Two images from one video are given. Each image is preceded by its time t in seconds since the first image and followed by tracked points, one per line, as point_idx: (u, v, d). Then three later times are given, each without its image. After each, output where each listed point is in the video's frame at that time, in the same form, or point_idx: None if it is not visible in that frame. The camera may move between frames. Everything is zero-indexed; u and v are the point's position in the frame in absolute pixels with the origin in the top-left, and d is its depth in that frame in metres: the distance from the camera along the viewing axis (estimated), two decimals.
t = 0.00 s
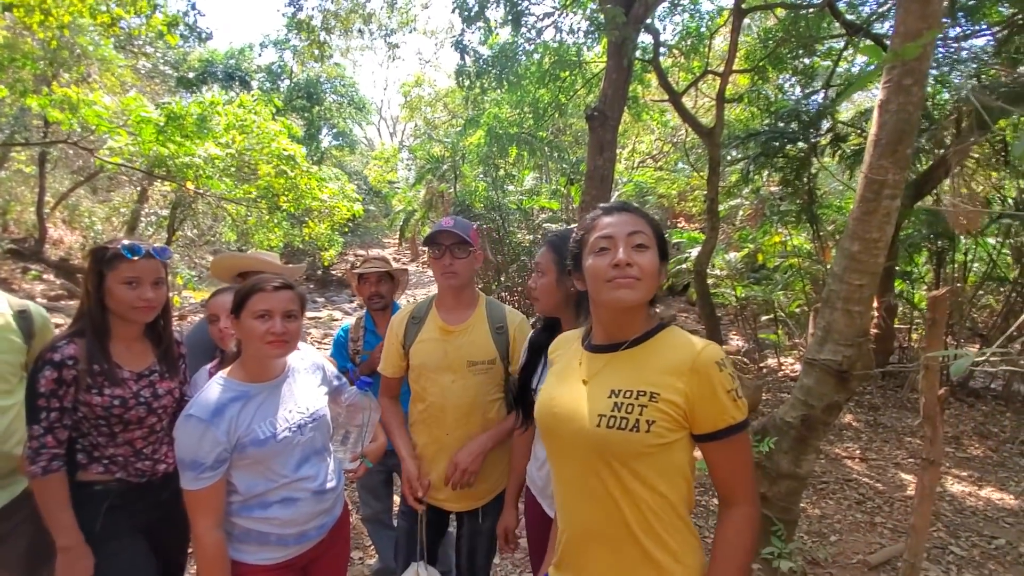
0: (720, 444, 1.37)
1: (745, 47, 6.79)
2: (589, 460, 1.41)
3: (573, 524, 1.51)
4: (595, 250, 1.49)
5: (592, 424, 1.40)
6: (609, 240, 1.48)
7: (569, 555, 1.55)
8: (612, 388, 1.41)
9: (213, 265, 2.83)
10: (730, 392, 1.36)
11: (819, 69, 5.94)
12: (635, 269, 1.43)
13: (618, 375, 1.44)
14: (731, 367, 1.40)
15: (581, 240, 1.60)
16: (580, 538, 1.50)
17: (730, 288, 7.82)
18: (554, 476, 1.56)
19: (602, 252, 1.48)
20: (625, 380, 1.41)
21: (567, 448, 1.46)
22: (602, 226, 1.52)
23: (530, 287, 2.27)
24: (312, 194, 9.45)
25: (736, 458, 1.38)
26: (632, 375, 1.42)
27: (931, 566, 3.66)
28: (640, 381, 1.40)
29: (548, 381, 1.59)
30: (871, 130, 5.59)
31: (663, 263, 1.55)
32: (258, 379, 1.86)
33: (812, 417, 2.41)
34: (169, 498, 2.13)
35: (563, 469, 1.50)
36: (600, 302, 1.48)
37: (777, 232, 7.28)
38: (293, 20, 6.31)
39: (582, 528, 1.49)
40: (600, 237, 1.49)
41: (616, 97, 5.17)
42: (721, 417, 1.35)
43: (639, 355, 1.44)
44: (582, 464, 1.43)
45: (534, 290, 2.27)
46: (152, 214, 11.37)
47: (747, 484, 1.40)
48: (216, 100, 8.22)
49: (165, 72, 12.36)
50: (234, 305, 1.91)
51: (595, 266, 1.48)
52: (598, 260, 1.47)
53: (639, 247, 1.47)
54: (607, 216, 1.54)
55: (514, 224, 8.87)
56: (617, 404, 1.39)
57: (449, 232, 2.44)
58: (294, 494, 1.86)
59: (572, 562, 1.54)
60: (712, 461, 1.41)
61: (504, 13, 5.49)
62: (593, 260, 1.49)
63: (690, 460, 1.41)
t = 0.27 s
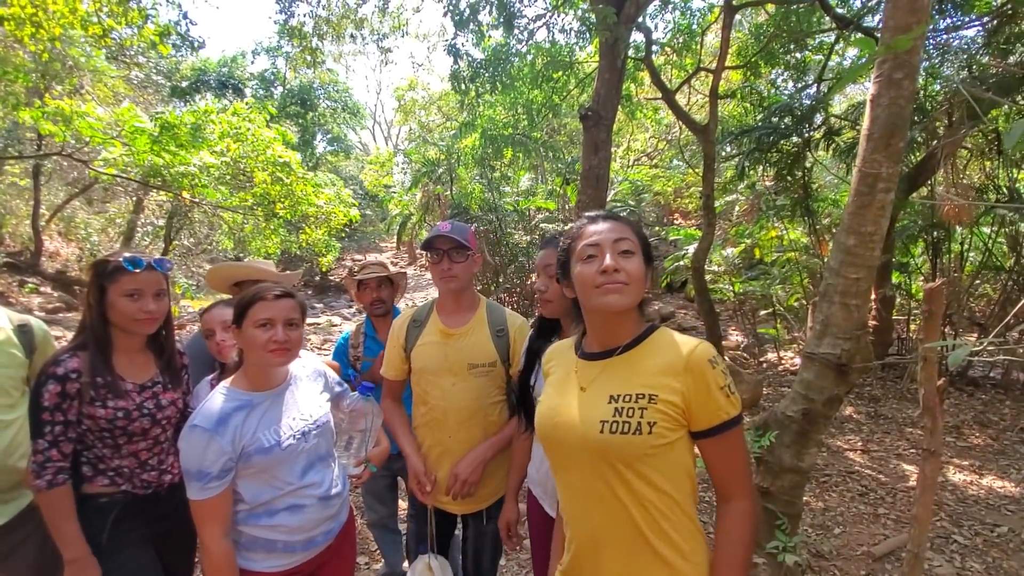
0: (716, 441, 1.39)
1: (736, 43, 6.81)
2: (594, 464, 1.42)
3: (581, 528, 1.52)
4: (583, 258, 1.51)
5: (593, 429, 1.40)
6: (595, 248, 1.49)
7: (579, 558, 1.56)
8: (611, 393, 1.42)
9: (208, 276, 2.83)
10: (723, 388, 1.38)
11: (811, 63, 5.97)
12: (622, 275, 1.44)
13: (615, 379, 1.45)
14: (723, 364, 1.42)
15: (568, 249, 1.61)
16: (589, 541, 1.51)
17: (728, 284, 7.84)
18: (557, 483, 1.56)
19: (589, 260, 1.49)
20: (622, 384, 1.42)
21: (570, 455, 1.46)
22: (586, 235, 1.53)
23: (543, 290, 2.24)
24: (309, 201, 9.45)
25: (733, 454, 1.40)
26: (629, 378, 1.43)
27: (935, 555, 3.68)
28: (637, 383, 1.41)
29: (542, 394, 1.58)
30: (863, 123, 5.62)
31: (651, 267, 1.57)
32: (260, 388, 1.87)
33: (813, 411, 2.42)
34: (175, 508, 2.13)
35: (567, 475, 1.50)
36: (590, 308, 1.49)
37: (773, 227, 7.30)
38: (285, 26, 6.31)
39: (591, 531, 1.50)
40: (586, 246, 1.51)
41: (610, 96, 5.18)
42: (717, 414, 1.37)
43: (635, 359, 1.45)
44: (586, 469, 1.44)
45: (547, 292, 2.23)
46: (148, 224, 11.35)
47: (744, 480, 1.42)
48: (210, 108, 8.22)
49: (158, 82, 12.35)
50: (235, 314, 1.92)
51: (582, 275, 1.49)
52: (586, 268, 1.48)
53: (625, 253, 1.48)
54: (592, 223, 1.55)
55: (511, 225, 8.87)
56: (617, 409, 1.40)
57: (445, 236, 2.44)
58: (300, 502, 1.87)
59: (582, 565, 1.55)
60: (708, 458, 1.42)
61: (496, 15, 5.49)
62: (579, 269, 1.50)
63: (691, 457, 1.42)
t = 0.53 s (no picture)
0: (715, 444, 1.39)
1: (734, 46, 6.84)
2: (589, 456, 1.43)
3: (573, 521, 1.52)
4: (596, 251, 1.51)
5: (593, 421, 1.41)
6: (609, 241, 1.49)
7: (568, 552, 1.56)
8: (613, 386, 1.43)
9: (206, 274, 2.82)
10: (728, 393, 1.37)
11: (809, 66, 5.99)
12: (635, 269, 1.45)
13: (618, 373, 1.46)
14: (729, 368, 1.41)
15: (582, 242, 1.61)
16: (579, 535, 1.52)
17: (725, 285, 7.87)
18: (553, 473, 1.57)
19: (602, 253, 1.49)
20: (625, 378, 1.43)
21: (568, 445, 1.47)
22: (601, 228, 1.54)
23: (559, 284, 2.16)
24: (306, 200, 9.43)
25: (731, 458, 1.39)
26: (632, 373, 1.43)
27: (930, 556, 3.69)
28: (639, 379, 1.41)
29: (548, 381, 1.60)
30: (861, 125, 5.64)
31: (663, 263, 1.57)
32: (258, 387, 1.87)
33: (811, 411, 2.43)
34: (174, 506, 2.13)
35: (562, 466, 1.51)
36: (601, 302, 1.50)
37: (770, 229, 7.33)
38: (283, 26, 6.29)
39: (582, 525, 1.51)
40: (600, 239, 1.51)
41: (609, 96, 5.19)
42: (719, 417, 1.37)
43: (639, 355, 1.46)
44: (582, 460, 1.45)
45: (564, 286, 2.17)
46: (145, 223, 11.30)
47: (740, 485, 1.42)
48: (207, 107, 8.19)
49: (155, 80, 12.31)
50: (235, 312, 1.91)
51: (595, 268, 1.49)
52: (599, 261, 1.49)
53: (639, 248, 1.48)
54: (607, 217, 1.56)
55: (508, 225, 8.86)
56: (617, 402, 1.40)
57: (452, 235, 2.45)
58: (298, 500, 1.86)
59: (572, 559, 1.55)
60: (706, 461, 1.42)
61: (495, 16, 5.50)
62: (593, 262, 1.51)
63: (687, 459, 1.43)
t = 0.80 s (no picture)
0: (714, 457, 1.38)
1: (734, 50, 6.85)
2: (584, 463, 1.43)
3: (565, 527, 1.53)
4: (597, 254, 1.51)
5: (589, 428, 1.42)
6: (611, 244, 1.49)
7: (560, 557, 1.56)
8: (611, 394, 1.43)
9: (203, 272, 2.81)
10: (729, 406, 1.36)
11: (808, 71, 6.00)
12: (636, 272, 1.44)
13: (618, 381, 1.45)
14: (732, 381, 1.40)
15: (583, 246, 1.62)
16: (571, 541, 1.52)
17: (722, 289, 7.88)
18: (549, 477, 1.58)
19: (602, 256, 1.49)
20: (624, 387, 1.43)
21: (564, 451, 1.47)
22: (602, 231, 1.53)
23: (546, 286, 2.13)
24: (304, 199, 9.42)
25: (729, 472, 1.38)
26: (631, 382, 1.43)
27: (924, 560, 3.70)
28: (638, 388, 1.41)
29: (548, 386, 1.61)
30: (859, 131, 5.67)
31: (665, 265, 1.56)
32: (254, 386, 1.86)
33: (809, 415, 2.43)
34: (169, 506, 2.11)
35: (557, 471, 1.52)
36: (603, 306, 1.49)
37: (768, 233, 7.35)
38: (283, 24, 6.27)
39: (573, 531, 1.51)
40: (601, 242, 1.51)
41: (608, 99, 5.19)
42: (718, 431, 1.35)
43: (639, 364, 1.45)
44: (576, 466, 1.45)
45: (552, 289, 2.13)
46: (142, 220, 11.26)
47: (739, 500, 1.41)
48: (205, 104, 8.16)
49: (153, 77, 12.27)
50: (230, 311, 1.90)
51: (596, 271, 1.49)
52: (600, 264, 1.48)
53: (641, 250, 1.48)
54: (608, 220, 1.55)
55: (507, 226, 9.00)
56: (614, 411, 1.40)
57: (448, 236, 2.45)
58: (292, 502, 1.85)
59: (563, 566, 1.55)
60: (706, 474, 1.41)
61: (495, 17, 5.49)
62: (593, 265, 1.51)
63: (685, 471, 1.42)
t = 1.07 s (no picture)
0: (729, 471, 1.39)
1: (735, 51, 6.85)
2: (595, 475, 1.42)
3: (571, 538, 1.51)
4: (595, 259, 1.51)
5: (602, 440, 1.40)
6: (606, 246, 1.49)
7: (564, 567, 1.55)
8: (625, 406, 1.42)
9: (204, 272, 2.80)
10: (745, 419, 1.37)
11: (808, 73, 6.00)
12: (635, 273, 1.44)
13: (631, 391, 1.44)
14: (748, 393, 1.41)
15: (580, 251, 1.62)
16: (576, 551, 1.50)
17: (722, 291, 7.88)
18: (555, 486, 1.56)
19: (600, 260, 1.49)
20: (637, 398, 1.42)
21: (575, 462, 1.46)
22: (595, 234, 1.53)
23: (542, 290, 2.11)
24: (304, 199, 9.42)
25: (743, 485, 1.39)
26: (645, 394, 1.42)
27: (924, 563, 3.70)
28: (653, 400, 1.40)
29: (556, 392, 1.59)
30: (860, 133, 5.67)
31: (669, 261, 1.55)
32: (258, 380, 1.89)
33: (810, 417, 2.42)
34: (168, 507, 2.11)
35: (565, 482, 1.50)
36: (606, 311, 1.49)
37: (768, 235, 7.35)
38: (284, 23, 6.26)
39: (580, 543, 1.49)
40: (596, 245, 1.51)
41: (609, 100, 5.19)
42: (734, 444, 1.36)
43: (652, 374, 1.44)
44: (587, 477, 1.43)
45: (547, 292, 2.11)
46: (142, 219, 11.25)
47: (750, 510, 1.42)
48: (206, 104, 8.15)
49: (153, 76, 12.26)
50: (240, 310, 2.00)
51: (594, 276, 1.50)
52: (598, 269, 1.49)
53: (639, 249, 1.48)
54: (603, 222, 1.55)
55: (508, 227, 9.12)
56: (629, 423, 1.39)
57: (452, 234, 2.46)
58: (274, 507, 1.84)
59: None
60: (718, 486, 1.42)
61: (496, 17, 5.49)
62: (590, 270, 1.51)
63: (696, 483, 1.42)
